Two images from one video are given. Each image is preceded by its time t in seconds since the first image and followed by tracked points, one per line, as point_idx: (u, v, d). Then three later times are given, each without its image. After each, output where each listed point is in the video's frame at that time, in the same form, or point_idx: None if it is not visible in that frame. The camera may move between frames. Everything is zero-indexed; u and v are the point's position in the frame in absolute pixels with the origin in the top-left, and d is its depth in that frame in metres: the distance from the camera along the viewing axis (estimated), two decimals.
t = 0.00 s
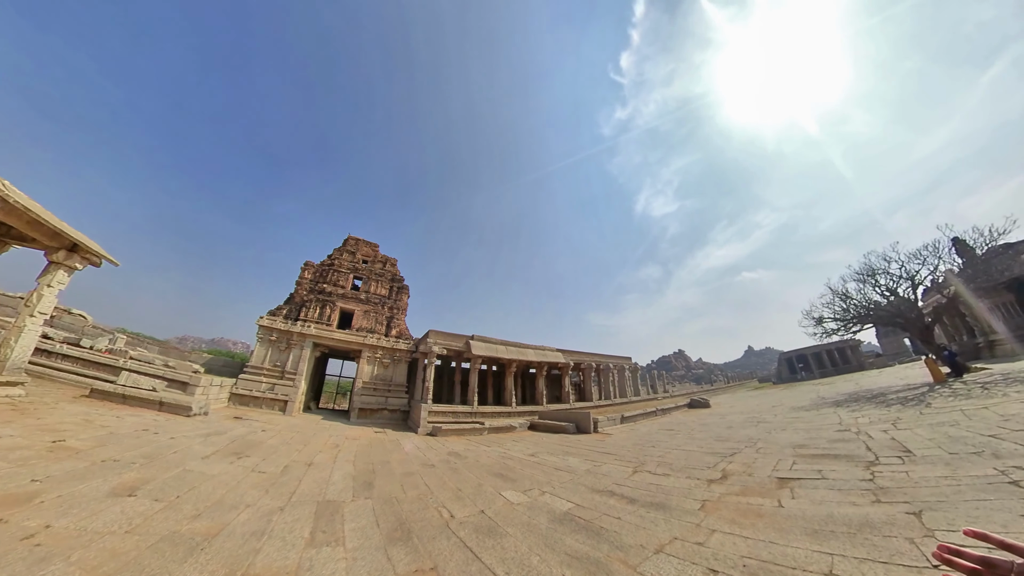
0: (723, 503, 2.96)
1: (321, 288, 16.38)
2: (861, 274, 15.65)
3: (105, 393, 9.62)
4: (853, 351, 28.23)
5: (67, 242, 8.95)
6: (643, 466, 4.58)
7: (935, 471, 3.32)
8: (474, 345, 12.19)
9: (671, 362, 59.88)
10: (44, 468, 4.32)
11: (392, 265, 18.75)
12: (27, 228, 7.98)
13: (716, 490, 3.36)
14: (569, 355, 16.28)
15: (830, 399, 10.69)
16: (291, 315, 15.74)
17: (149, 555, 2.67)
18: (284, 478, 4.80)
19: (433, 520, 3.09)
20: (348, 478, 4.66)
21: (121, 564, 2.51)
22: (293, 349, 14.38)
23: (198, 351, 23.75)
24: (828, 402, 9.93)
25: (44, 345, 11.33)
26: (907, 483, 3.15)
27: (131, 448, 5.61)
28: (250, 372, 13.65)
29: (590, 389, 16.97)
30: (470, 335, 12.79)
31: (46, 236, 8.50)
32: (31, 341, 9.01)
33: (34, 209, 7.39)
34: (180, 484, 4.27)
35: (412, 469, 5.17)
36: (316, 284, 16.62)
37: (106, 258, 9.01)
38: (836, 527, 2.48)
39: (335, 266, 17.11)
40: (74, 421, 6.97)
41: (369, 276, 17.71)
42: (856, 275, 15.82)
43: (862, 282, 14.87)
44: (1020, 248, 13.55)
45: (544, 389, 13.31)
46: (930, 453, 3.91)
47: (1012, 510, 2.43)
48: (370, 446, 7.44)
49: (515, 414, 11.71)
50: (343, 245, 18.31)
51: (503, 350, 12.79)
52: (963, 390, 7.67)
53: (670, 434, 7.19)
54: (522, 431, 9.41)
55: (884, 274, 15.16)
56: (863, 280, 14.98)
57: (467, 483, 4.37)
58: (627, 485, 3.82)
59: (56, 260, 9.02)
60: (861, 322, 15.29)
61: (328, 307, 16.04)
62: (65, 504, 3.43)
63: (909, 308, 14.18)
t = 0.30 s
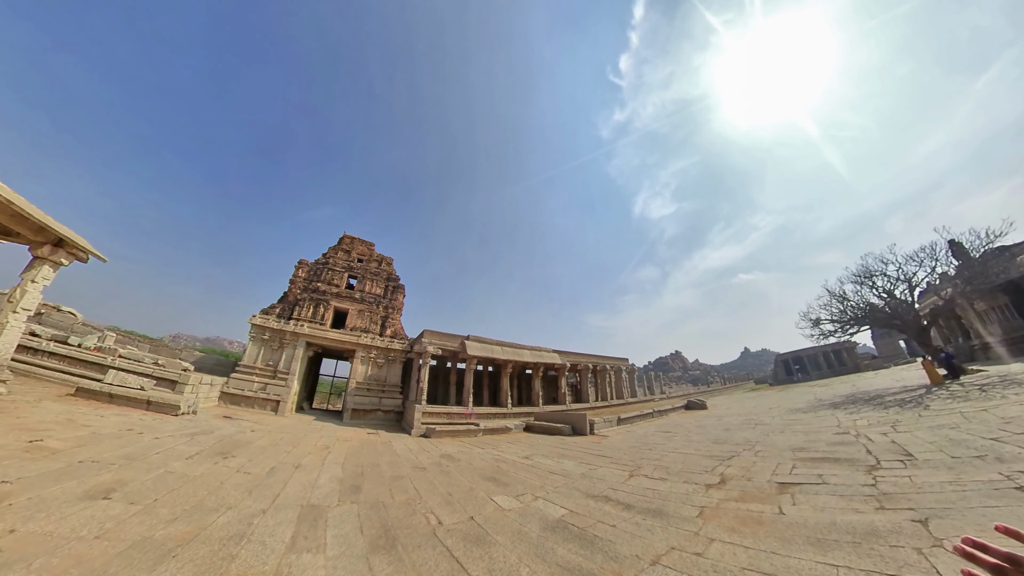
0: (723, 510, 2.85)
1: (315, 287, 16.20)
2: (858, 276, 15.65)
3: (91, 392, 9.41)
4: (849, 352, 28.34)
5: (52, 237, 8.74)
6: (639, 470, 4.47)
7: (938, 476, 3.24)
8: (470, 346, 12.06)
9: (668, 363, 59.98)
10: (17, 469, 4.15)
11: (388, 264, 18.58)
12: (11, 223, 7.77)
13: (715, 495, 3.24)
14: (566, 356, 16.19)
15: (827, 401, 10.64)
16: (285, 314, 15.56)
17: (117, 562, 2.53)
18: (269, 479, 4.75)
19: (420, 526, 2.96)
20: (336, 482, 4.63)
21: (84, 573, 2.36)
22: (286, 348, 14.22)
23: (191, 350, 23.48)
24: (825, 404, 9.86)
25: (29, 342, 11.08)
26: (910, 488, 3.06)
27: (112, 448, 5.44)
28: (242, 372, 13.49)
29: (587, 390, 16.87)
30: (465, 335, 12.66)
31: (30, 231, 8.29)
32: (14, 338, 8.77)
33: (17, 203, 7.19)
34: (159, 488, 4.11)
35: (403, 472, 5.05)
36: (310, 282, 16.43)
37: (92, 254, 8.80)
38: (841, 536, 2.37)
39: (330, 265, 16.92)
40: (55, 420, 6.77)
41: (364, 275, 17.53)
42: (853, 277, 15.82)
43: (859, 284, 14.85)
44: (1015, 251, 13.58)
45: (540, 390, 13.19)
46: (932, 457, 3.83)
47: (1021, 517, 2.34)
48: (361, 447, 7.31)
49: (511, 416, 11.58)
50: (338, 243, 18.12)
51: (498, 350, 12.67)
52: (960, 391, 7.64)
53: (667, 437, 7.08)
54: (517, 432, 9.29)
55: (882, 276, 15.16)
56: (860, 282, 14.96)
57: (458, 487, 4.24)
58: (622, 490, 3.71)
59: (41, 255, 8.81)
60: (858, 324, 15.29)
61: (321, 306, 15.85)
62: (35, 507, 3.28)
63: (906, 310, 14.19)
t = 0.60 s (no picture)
0: (723, 518, 2.72)
1: (308, 285, 15.99)
2: (855, 277, 15.65)
3: (74, 391, 9.17)
4: (844, 353, 28.47)
5: (35, 231, 8.49)
6: (636, 474, 4.33)
7: (945, 481, 3.12)
8: (465, 345, 11.90)
9: (665, 364, 60.10)
10: None
11: (382, 263, 18.38)
12: None
13: (713, 501, 3.11)
14: (562, 356, 16.06)
15: (824, 402, 10.56)
16: (277, 312, 15.35)
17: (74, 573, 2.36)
18: (251, 483, 4.73)
19: (404, 535, 2.80)
20: (320, 485, 4.62)
21: None
22: (277, 347, 14.03)
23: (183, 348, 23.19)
24: (823, 405, 9.77)
25: (13, 340, 10.81)
26: (917, 493, 2.94)
27: (89, 449, 5.23)
28: (232, 371, 13.30)
29: (583, 391, 16.74)
30: (460, 335, 12.50)
31: (11, 225, 8.04)
32: None
33: None
34: (133, 492, 3.93)
35: (391, 475, 4.94)
36: (303, 281, 16.20)
37: (77, 249, 8.56)
38: (848, 546, 2.24)
39: (324, 263, 16.71)
40: (33, 420, 6.55)
41: (358, 273, 17.31)
42: (851, 278, 15.80)
43: (857, 285, 14.83)
44: (1011, 252, 13.64)
45: (536, 391, 13.04)
46: (937, 460, 3.72)
47: None
48: (351, 449, 7.17)
49: (506, 417, 11.42)
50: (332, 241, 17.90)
51: (494, 350, 12.51)
52: (959, 392, 7.58)
53: (665, 439, 6.95)
54: (512, 434, 9.13)
55: (879, 276, 15.15)
56: (858, 283, 14.95)
57: (448, 492, 4.08)
58: (618, 495, 3.57)
59: (23, 250, 8.44)
60: (856, 325, 15.29)
61: (314, 305, 15.63)
62: None
63: (904, 311, 14.19)
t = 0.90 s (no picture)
0: (723, 524, 2.59)
1: (301, 283, 15.77)
2: (853, 277, 15.63)
3: (57, 388, 8.92)
4: (840, 354, 28.56)
5: (17, 224, 8.25)
6: (632, 477, 4.19)
7: (953, 484, 3.00)
8: (459, 345, 11.72)
9: (662, 364, 60.20)
10: None
11: (377, 261, 18.17)
12: None
13: (713, 506, 2.99)
14: (558, 356, 15.92)
15: (822, 403, 10.46)
16: (269, 310, 15.12)
17: None
18: (231, 485, 4.68)
19: (387, 545, 2.63)
20: (303, 487, 4.65)
21: None
22: (269, 346, 13.83)
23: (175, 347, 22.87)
24: (821, 406, 9.67)
25: None
26: (925, 498, 2.82)
27: (64, 448, 5.04)
28: (222, 370, 13.10)
29: (580, 391, 16.60)
30: (455, 334, 12.33)
31: None
32: None
33: None
34: (105, 496, 3.74)
35: (379, 477, 4.91)
36: (296, 278, 15.98)
37: (60, 243, 8.33)
38: (857, 556, 2.11)
39: (317, 261, 16.48)
40: (9, 418, 6.33)
41: (352, 271, 17.09)
42: (848, 278, 15.77)
43: (854, 285, 14.80)
44: (1007, 253, 13.66)
45: (532, 391, 12.89)
46: (942, 462, 3.60)
47: None
48: (340, 450, 7.02)
49: (501, 417, 11.26)
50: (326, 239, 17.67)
51: (489, 350, 12.34)
52: (958, 393, 7.52)
53: (662, 440, 6.81)
54: (507, 434, 8.98)
55: (876, 276, 15.14)
56: (855, 283, 14.92)
57: (437, 497, 3.91)
58: (614, 499, 3.43)
59: (7, 244, 8.10)
60: (854, 326, 15.29)
61: (307, 303, 15.41)
62: None
63: (901, 312, 14.19)
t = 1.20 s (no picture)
0: (723, 531, 2.49)
1: (294, 280, 15.57)
2: (850, 278, 15.62)
3: (40, 386, 8.70)
4: (836, 355, 28.64)
5: None
6: (629, 480, 4.08)
7: (959, 487, 2.90)
8: (455, 344, 11.58)
9: (659, 364, 60.27)
10: None
11: (372, 259, 18.00)
12: None
13: (712, 511, 2.88)
14: (555, 356, 15.82)
15: (819, 403, 10.40)
16: (261, 308, 14.92)
17: None
18: (214, 488, 4.62)
19: (370, 554, 2.49)
20: (288, 489, 4.66)
21: None
22: (261, 344, 13.64)
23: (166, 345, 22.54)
24: (819, 406, 9.61)
25: None
26: (931, 502, 2.72)
27: (41, 447, 4.86)
28: (213, 368, 12.90)
29: (576, 391, 16.49)
30: (450, 333, 12.18)
31: None
32: None
33: None
34: (78, 498, 3.58)
35: (368, 479, 4.88)
36: (290, 276, 15.78)
37: (45, 236, 8.11)
38: (864, 564, 2.00)
39: (311, 258, 16.29)
40: None
41: (347, 269, 16.91)
42: (845, 279, 15.78)
43: (852, 286, 14.80)
44: (1002, 254, 13.70)
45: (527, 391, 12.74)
46: (945, 464, 3.52)
47: None
48: (328, 453, 6.88)
49: (496, 418, 11.13)
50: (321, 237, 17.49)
51: (484, 349, 12.21)
52: (956, 394, 7.48)
53: (659, 441, 6.71)
54: (502, 435, 8.85)
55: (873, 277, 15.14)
56: (852, 284, 14.92)
57: (426, 502, 3.77)
58: (610, 503, 3.31)
59: None
60: (850, 326, 15.31)
61: (300, 301, 15.22)
62: None
63: (897, 313, 14.22)
